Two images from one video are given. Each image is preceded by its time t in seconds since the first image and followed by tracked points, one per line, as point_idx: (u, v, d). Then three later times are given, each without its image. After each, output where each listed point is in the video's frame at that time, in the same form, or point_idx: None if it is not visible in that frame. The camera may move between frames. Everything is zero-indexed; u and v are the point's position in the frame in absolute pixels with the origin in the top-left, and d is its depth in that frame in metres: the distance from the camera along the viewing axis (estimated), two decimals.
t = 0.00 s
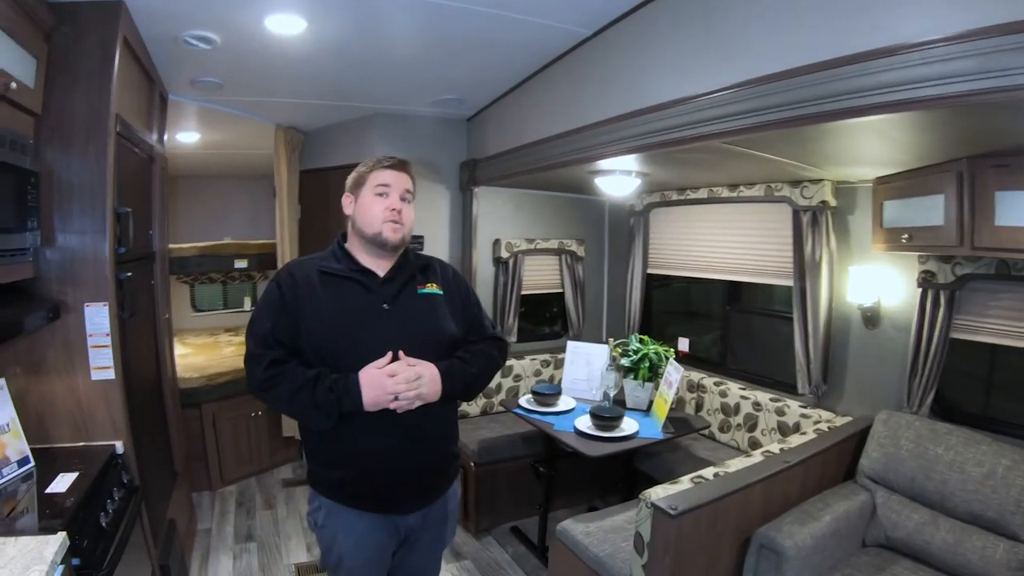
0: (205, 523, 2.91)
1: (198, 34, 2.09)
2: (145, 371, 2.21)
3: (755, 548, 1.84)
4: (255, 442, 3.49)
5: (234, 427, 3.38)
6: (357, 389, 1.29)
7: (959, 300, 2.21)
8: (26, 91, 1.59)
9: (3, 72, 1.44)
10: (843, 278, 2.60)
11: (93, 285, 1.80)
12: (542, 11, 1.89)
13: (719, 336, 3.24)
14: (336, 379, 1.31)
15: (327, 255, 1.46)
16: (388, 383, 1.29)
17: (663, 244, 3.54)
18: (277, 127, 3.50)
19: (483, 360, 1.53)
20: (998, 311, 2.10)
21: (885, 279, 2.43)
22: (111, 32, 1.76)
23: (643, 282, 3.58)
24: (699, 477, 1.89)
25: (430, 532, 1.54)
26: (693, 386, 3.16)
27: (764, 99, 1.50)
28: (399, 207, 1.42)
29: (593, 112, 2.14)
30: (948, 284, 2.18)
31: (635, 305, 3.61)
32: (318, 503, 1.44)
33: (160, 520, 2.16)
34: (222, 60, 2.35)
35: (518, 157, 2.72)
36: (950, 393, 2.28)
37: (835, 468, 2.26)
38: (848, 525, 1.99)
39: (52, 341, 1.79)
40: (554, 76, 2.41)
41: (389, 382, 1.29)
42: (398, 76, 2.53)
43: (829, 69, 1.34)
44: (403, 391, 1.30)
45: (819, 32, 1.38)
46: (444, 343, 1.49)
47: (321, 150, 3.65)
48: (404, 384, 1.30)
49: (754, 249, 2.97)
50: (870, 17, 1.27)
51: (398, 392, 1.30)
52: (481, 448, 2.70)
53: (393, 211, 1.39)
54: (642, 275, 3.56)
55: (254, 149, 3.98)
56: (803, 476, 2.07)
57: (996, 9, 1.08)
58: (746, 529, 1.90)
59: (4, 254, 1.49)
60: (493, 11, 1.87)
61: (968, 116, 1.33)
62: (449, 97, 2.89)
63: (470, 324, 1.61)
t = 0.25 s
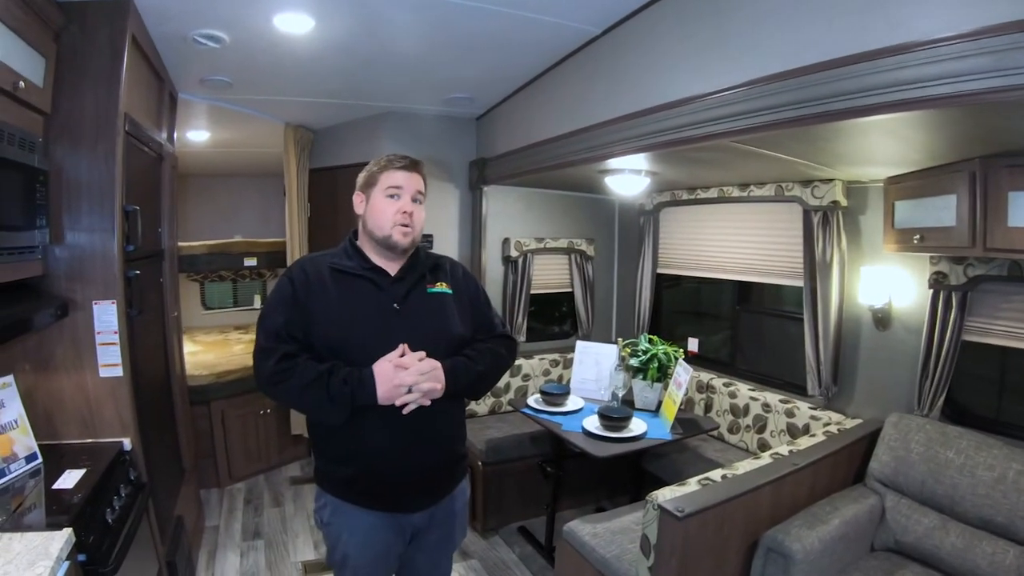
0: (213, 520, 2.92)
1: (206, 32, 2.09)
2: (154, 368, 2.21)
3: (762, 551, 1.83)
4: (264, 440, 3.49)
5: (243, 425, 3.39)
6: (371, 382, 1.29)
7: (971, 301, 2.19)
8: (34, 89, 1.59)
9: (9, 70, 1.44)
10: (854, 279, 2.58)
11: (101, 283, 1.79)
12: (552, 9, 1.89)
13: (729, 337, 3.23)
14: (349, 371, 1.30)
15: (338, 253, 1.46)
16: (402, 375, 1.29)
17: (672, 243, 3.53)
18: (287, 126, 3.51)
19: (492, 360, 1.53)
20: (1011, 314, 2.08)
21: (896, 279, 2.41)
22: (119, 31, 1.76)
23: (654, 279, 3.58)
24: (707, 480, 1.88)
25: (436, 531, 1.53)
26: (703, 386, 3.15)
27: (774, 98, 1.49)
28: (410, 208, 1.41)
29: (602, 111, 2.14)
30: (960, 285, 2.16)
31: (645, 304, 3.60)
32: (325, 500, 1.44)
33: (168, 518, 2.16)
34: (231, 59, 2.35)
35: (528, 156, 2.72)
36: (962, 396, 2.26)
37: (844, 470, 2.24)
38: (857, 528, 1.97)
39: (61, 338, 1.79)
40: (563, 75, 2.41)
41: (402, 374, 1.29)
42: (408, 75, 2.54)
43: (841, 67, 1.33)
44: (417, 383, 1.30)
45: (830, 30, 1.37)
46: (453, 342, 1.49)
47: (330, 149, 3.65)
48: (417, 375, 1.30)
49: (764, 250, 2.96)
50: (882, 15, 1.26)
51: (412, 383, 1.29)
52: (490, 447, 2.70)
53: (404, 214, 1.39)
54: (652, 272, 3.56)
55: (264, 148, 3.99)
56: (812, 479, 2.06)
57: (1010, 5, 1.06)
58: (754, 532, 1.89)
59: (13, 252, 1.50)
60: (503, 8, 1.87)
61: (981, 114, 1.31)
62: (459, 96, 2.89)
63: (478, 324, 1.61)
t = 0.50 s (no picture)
0: (217, 517, 2.92)
1: (211, 33, 2.09)
2: (159, 367, 2.22)
3: (764, 552, 1.82)
4: (269, 438, 3.49)
5: (248, 423, 3.40)
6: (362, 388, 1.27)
7: (977, 302, 2.18)
8: (39, 89, 1.59)
9: (14, 70, 1.44)
10: (860, 280, 2.57)
11: (106, 282, 1.80)
12: (558, 9, 1.89)
13: (734, 337, 3.22)
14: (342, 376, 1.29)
15: (342, 252, 1.46)
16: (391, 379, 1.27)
17: (678, 243, 3.53)
18: (293, 126, 3.52)
19: (497, 362, 1.52)
20: (1018, 316, 2.06)
21: (901, 280, 2.41)
22: (125, 31, 1.77)
23: (660, 278, 3.58)
24: (710, 481, 1.87)
25: (436, 531, 1.53)
26: (708, 387, 3.15)
27: (779, 96, 1.49)
28: (410, 204, 1.41)
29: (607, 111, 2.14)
30: (966, 286, 2.15)
31: (651, 304, 3.60)
32: (325, 499, 1.44)
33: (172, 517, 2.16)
34: (235, 59, 2.36)
35: (533, 155, 2.72)
36: (968, 397, 2.24)
37: (849, 471, 2.23)
38: (861, 530, 1.96)
39: (66, 337, 1.79)
40: (568, 75, 2.41)
41: (391, 377, 1.27)
42: (414, 75, 2.55)
43: (846, 65, 1.32)
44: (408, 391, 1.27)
45: (836, 29, 1.36)
46: (458, 343, 1.49)
47: (336, 149, 3.66)
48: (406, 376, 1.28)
49: (770, 250, 2.96)
50: (887, 15, 1.25)
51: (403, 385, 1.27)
52: (494, 446, 2.70)
53: (404, 210, 1.39)
54: (658, 271, 3.56)
55: (270, 148, 4.00)
56: (816, 480, 2.05)
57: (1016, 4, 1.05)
58: (757, 534, 1.88)
59: (18, 251, 1.50)
60: (508, 8, 1.87)
61: (987, 113, 1.30)
62: (465, 95, 2.89)
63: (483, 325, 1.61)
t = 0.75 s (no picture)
0: (221, 515, 2.93)
1: (215, 32, 2.10)
2: (163, 365, 2.23)
3: (766, 552, 1.82)
4: (273, 437, 3.50)
5: (253, 421, 3.40)
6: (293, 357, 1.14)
7: (981, 301, 2.18)
8: (44, 89, 1.60)
9: (19, 69, 1.45)
10: (863, 279, 2.57)
11: (111, 281, 1.81)
12: (561, 8, 1.90)
13: (738, 336, 3.22)
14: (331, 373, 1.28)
15: (342, 252, 1.48)
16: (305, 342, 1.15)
17: (682, 242, 3.53)
18: (297, 125, 3.53)
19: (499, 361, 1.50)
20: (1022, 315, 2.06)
21: (905, 279, 2.40)
22: (129, 30, 1.77)
23: (664, 277, 3.58)
24: (712, 480, 1.87)
25: (434, 531, 1.53)
26: (711, 386, 3.15)
27: (782, 95, 1.49)
28: (415, 199, 1.43)
29: (610, 110, 2.14)
30: (970, 286, 2.14)
31: (655, 303, 3.60)
32: (323, 498, 1.45)
33: (176, 513, 2.18)
34: (240, 59, 2.37)
35: (536, 154, 2.72)
36: (971, 397, 2.24)
37: (852, 471, 2.23)
38: (863, 530, 1.96)
39: (71, 334, 1.80)
40: (572, 74, 2.41)
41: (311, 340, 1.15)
42: (418, 74, 2.55)
43: (849, 64, 1.32)
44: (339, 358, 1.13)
45: (838, 27, 1.36)
46: (458, 342, 1.48)
47: (340, 148, 3.67)
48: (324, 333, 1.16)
49: (774, 249, 2.96)
50: (890, 13, 1.25)
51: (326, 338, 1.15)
52: (497, 445, 2.70)
53: (408, 204, 1.41)
54: (662, 270, 3.56)
55: (274, 147, 4.01)
56: (819, 480, 2.05)
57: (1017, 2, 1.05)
58: (759, 534, 1.88)
59: (23, 249, 1.51)
60: (510, 7, 1.87)
61: (990, 111, 1.30)
62: (468, 95, 2.90)
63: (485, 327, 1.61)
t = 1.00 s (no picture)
0: (225, 512, 2.94)
1: (219, 31, 2.10)
2: (168, 363, 2.23)
3: (769, 551, 1.82)
4: (277, 434, 3.51)
5: (257, 418, 3.41)
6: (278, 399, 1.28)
7: (985, 300, 2.18)
8: (48, 87, 1.60)
9: (23, 67, 1.45)
10: (867, 278, 2.57)
11: (115, 278, 1.81)
12: (564, 6, 1.90)
13: (742, 335, 3.22)
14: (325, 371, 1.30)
15: (340, 250, 1.48)
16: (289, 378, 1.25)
17: (686, 240, 3.53)
18: (301, 123, 3.54)
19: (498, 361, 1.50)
20: None
21: (909, 278, 2.40)
22: (133, 28, 1.77)
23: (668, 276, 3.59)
24: (715, 478, 1.87)
25: (433, 531, 1.54)
26: (715, 385, 3.16)
27: (785, 92, 1.48)
28: (411, 201, 1.43)
29: (613, 108, 2.14)
30: (974, 284, 2.14)
31: (658, 302, 3.60)
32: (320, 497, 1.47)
33: (180, 510, 2.18)
34: (244, 57, 2.37)
35: (540, 153, 2.72)
36: (974, 396, 2.24)
37: (854, 471, 2.22)
38: (866, 529, 1.96)
39: (75, 332, 1.81)
40: (575, 72, 2.41)
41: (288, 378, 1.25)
42: (421, 73, 2.56)
43: (853, 61, 1.32)
44: (317, 396, 1.25)
45: (842, 24, 1.36)
46: (456, 341, 1.47)
47: (344, 146, 3.67)
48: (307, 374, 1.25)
49: (777, 248, 2.96)
50: (894, 10, 1.25)
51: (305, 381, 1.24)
52: (500, 443, 2.70)
53: (405, 207, 1.40)
54: (665, 269, 3.57)
55: (277, 145, 4.01)
56: (822, 478, 2.05)
57: None
58: (762, 532, 1.88)
59: (28, 246, 1.52)
60: (514, 5, 1.87)
61: (995, 109, 1.29)
62: (471, 93, 2.90)
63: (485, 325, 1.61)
